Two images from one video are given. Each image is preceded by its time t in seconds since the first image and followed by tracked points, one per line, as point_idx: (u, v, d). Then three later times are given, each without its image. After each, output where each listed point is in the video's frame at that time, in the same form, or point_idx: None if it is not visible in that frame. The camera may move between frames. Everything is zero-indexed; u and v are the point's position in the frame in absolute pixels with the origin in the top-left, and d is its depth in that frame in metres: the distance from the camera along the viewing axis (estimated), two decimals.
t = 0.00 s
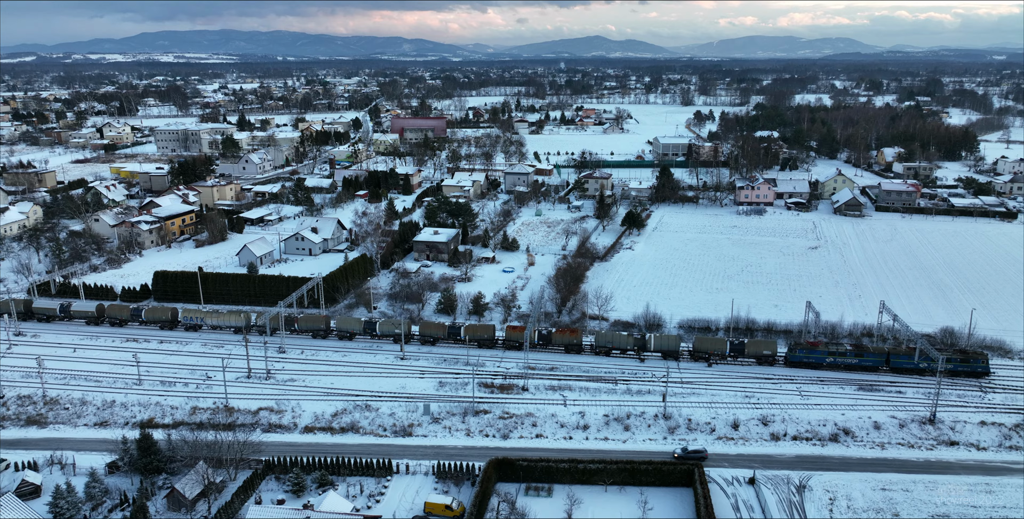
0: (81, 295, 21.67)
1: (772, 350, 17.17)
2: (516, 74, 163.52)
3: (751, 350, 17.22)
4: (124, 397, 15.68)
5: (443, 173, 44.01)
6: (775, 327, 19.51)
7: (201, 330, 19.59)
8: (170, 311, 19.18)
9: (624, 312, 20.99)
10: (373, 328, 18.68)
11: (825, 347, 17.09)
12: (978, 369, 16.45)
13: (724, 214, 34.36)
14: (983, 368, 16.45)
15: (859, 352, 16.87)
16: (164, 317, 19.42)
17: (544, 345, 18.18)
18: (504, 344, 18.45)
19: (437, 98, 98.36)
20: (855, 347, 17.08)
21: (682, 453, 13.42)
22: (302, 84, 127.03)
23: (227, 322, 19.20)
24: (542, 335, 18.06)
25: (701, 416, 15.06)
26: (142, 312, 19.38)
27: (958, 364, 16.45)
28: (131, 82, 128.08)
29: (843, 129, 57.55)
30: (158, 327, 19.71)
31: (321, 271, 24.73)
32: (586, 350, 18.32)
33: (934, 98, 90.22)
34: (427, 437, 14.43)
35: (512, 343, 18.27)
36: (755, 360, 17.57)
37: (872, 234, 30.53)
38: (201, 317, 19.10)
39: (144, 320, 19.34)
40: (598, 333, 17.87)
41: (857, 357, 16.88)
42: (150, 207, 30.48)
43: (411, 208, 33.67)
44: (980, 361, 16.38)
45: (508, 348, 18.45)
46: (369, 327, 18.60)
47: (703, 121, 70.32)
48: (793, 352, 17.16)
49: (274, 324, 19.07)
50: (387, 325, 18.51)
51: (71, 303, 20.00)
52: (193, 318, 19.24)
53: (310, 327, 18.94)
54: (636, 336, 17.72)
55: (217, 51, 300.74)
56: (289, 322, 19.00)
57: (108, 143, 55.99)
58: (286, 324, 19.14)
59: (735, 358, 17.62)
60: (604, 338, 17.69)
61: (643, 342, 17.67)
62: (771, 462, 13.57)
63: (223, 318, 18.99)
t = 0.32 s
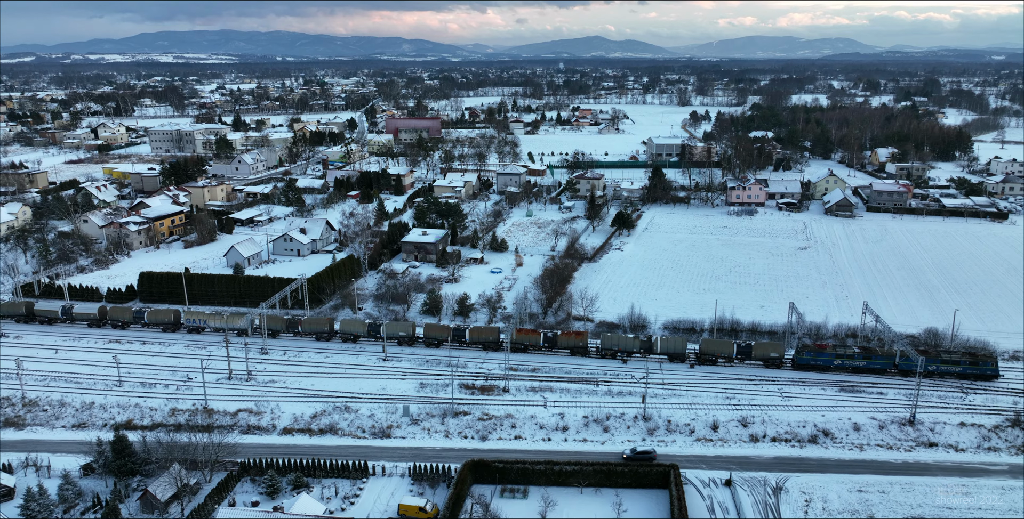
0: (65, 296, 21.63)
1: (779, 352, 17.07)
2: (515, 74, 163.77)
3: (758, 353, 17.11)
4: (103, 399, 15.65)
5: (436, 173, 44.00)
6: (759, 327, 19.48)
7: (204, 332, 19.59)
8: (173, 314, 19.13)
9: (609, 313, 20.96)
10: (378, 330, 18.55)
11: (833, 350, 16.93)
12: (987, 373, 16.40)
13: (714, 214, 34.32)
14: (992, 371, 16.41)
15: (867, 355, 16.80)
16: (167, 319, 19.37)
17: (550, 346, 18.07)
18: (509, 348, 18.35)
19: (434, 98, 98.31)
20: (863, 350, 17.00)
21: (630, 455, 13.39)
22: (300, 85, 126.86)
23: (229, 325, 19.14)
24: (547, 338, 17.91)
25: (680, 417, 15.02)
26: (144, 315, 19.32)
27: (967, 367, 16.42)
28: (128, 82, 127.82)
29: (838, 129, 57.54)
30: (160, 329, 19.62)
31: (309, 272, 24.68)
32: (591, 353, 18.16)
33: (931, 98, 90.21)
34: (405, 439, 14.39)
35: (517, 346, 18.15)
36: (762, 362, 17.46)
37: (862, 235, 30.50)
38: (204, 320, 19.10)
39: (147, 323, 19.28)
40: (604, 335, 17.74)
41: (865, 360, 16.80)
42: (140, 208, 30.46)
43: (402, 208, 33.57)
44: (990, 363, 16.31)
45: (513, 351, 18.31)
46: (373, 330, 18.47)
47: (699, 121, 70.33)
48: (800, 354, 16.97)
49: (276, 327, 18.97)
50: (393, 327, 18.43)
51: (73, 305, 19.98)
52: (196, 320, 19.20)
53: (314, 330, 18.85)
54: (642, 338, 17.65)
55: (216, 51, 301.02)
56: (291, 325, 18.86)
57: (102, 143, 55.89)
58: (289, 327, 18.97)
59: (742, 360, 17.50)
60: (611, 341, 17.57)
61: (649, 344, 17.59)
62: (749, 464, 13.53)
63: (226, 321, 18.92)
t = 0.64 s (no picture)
0: (48, 298, 21.59)
1: (785, 354, 16.87)
2: (511, 74, 163.86)
3: (763, 355, 16.95)
4: (80, 401, 15.59)
5: (426, 174, 43.99)
6: (742, 328, 19.46)
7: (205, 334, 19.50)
8: (174, 316, 19.00)
9: (592, 314, 20.94)
10: (380, 332, 18.53)
11: (839, 352, 16.90)
12: (995, 373, 16.37)
13: (703, 215, 34.33)
14: (999, 372, 16.38)
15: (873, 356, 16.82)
16: (168, 321, 19.27)
17: (553, 349, 17.99)
18: (513, 349, 18.27)
19: (428, 98, 98.26)
20: (869, 352, 17.03)
21: (579, 454, 13.39)
22: (296, 86, 126.70)
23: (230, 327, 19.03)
24: (552, 339, 17.82)
25: (658, 418, 15.01)
26: (145, 317, 19.19)
27: (974, 368, 16.40)
28: (124, 82, 127.48)
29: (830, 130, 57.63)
30: (161, 332, 19.52)
31: (293, 273, 24.62)
32: (596, 355, 18.02)
33: (925, 98, 90.33)
34: (382, 440, 14.36)
35: (520, 348, 18.07)
36: (767, 364, 17.27)
37: (850, 235, 30.52)
38: (205, 322, 19.02)
39: (147, 325, 19.17)
40: (608, 337, 17.63)
41: (871, 361, 16.81)
42: (128, 208, 30.39)
43: (390, 208, 33.51)
44: (996, 365, 16.31)
45: (516, 353, 18.23)
46: (376, 331, 18.42)
47: (693, 121, 70.37)
48: (805, 356, 16.90)
49: (278, 329, 18.79)
50: (395, 329, 18.42)
51: (72, 308, 19.85)
52: (197, 322, 19.11)
53: (316, 331, 18.74)
54: (647, 341, 17.56)
55: (213, 52, 300.77)
56: (294, 327, 18.71)
57: (94, 144, 55.75)
58: (291, 329, 18.84)
59: (747, 362, 17.37)
60: (615, 343, 17.46)
61: (653, 347, 17.49)
62: (724, 464, 13.52)
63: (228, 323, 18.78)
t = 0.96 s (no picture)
0: (28, 297, 21.52)
1: (789, 355, 16.85)
2: (507, 74, 163.65)
3: (767, 356, 16.90)
4: (56, 402, 15.52)
5: (416, 174, 43.93)
6: (723, 328, 19.47)
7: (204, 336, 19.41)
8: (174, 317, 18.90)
9: (574, 314, 20.92)
10: (382, 333, 18.40)
11: (842, 353, 16.83)
12: (999, 375, 16.37)
13: (691, 214, 34.35)
14: (1004, 373, 16.37)
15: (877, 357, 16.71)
16: (167, 323, 19.16)
17: (556, 350, 17.87)
18: (515, 351, 18.15)
19: (422, 98, 98.08)
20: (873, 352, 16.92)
21: (524, 454, 13.44)
22: (290, 86, 126.30)
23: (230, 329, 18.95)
24: (554, 341, 17.70)
25: (634, 418, 15.00)
26: (144, 318, 19.06)
27: (978, 369, 16.40)
28: (118, 82, 126.96)
29: (822, 129, 57.66)
30: (161, 334, 19.40)
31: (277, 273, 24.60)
32: (599, 356, 17.98)
33: (918, 98, 90.47)
34: (358, 441, 14.31)
35: (522, 349, 17.96)
36: (771, 366, 17.23)
37: (837, 234, 30.54)
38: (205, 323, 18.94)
39: (147, 327, 19.03)
40: (611, 338, 17.54)
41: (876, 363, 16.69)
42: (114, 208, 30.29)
43: (378, 209, 33.46)
44: (1001, 366, 16.32)
45: (518, 354, 18.12)
46: (378, 332, 18.30)
47: (686, 121, 70.34)
48: (809, 357, 16.82)
49: (278, 331, 18.74)
50: (396, 330, 18.26)
51: (70, 309, 19.68)
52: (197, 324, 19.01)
53: (317, 333, 18.68)
54: (650, 342, 17.48)
55: (209, 52, 300.10)
56: (294, 328, 18.63)
57: (84, 144, 55.49)
58: (292, 330, 18.77)
59: (751, 363, 17.29)
60: (618, 344, 17.37)
61: (656, 348, 17.40)
62: (697, 464, 13.51)
63: (229, 324, 18.70)
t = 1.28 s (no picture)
0: (9, 298, 21.45)
1: (793, 357, 16.83)
2: (503, 74, 163.42)
3: (771, 357, 16.89)
4: (31, 403, 15.45)
5: (406, 174, 43.87)
6: (705, 328, 19.48)
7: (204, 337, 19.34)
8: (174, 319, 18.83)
9: (556, 314, 20.91)
10: (383, 335, 18.28)
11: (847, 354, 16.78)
12: (1004, 376, 16.30)
13: (679, 214, 34.37)
14: (1009, 374, 16.30)
15: (882, 359, 16.62)
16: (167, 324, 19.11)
17: (559, 353, 17.78)
18: (518, 352, 18.05)
19: (415, 98, 97.94)
20: (878, 354, 16.82)
21: (471, 454, 13.43)
22: (284, 86, 126.01)
23: (230, 330, 18.88)
24: (557, 343, 17.57)
25: (611, 418, 14.99)
26: (144, 320, 18.96)
27: (983, 371, 16.34)
28: (112, 82, 126.51)
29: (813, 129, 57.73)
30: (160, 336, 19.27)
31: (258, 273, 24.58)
32: (601, 357, 17.93)
33: (911, 98, 90.58)
34: (333, 442, 14.27)
35: (525, 351, 17.86)
36: (774, 367, 17.26)
37: (823, 234, 30.59)
38: (205, 325, 18.86)
39: (145, 328, 18.95)
40: (614, 340, 17.47)
41: (880, 364, 16.62)
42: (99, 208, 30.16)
43: (366, 209, 33.43)
44: (1006, 367, 16.24)
45: (521, 356, 18.04)
46: (379, 334, 18.21)
47: (678, 121, 70.35)
48: (814, 359, 16.83)
49: (279, 332, 18.66)
50: (398, 332, 18.17)
51: (69, 311, 19.58)
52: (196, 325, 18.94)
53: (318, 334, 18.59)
54: (653, 343, 17.36)
55: (204, 52, 299.30)
56: (294, 330, 18.55)
57: (74, 144, 55.24)
58: (292, 331, 18.67)
59: (755, 365, 17.27)
60: (621, 346, 17.29)
61: (660, 349, 17.31)
62: (672, 465, 13.50)
63: (228, 326, 18.64)
